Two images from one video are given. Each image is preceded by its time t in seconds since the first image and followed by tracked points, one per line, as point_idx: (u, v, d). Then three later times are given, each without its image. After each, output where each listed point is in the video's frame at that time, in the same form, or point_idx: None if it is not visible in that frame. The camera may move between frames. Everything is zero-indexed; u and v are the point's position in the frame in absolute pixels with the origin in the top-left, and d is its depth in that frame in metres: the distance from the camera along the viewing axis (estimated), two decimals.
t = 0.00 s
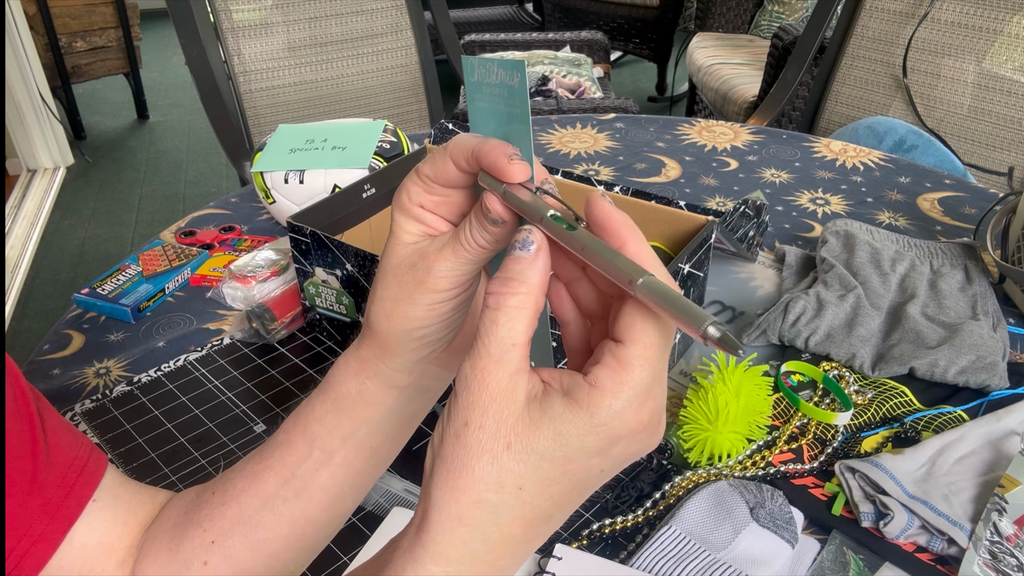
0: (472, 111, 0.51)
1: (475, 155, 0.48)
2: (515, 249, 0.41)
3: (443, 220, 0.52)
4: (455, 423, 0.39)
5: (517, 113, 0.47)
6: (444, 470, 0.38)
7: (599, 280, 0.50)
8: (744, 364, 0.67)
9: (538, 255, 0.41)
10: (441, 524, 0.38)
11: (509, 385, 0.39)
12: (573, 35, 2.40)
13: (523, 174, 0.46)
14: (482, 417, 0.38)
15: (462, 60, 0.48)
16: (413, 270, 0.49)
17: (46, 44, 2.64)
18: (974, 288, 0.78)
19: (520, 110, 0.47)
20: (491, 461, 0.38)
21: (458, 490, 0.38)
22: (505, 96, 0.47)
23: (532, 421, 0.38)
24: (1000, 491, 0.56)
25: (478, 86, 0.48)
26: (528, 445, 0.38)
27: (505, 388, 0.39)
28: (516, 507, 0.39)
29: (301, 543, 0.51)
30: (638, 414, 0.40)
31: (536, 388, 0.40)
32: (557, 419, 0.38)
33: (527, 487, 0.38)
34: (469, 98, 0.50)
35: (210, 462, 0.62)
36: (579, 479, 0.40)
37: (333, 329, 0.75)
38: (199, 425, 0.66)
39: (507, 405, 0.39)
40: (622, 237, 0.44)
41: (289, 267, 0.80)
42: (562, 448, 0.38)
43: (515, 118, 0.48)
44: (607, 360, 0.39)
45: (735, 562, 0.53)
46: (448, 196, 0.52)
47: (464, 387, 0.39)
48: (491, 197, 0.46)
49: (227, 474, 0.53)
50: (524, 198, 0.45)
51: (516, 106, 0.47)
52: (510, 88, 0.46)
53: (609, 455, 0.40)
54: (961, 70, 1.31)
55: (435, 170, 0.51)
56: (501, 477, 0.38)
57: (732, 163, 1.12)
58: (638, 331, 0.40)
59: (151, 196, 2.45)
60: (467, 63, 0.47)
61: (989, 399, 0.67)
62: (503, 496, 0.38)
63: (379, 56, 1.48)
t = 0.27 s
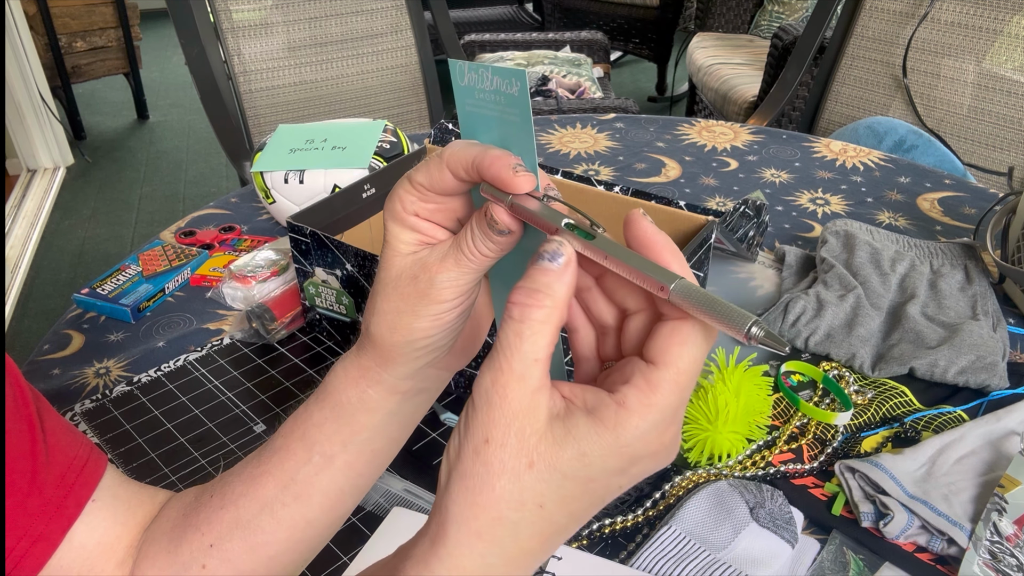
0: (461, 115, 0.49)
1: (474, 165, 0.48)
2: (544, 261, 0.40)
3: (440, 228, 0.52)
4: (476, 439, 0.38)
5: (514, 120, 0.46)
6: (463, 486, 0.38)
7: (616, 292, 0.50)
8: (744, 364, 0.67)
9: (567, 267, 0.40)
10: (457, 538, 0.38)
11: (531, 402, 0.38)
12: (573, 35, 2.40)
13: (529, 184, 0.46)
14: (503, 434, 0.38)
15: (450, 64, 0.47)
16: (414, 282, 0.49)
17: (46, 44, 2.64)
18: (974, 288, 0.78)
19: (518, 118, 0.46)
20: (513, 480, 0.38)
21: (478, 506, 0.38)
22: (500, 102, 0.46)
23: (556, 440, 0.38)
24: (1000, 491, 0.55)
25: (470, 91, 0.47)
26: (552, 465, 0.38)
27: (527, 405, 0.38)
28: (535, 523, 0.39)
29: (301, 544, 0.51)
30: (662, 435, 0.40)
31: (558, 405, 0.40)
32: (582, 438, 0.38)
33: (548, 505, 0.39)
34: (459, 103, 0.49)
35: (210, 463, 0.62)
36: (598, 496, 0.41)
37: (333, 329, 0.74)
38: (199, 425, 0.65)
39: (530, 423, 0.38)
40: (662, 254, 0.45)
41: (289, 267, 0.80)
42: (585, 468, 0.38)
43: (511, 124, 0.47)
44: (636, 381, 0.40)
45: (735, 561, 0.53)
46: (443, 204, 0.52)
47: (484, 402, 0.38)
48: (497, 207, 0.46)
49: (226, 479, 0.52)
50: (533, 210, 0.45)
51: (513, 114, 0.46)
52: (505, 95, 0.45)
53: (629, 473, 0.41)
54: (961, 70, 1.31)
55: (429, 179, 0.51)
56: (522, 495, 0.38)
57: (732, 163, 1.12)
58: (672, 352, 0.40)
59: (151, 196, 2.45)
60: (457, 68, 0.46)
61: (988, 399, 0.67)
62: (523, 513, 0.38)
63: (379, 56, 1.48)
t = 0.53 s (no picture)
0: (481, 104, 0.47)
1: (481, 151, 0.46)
2: (590, 299, 0.37)
3: (447, 217, 0.53)
4: (496, 481, 0.38)
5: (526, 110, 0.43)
6: (481, 528, 0.38)
7: (651, 324, 0.49)
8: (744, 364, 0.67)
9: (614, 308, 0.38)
10: None
11: (555, 448, 0.38)
12: (572, 35, 2.40)
13: (526, 170, 0.44)
14: (524, 480, 0.38)
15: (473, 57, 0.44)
16: (414, 267, 0.50)
17: (46, 44, 2.64)
18: (974, 288, 0.78)
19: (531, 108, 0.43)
20: (531, 527, 0.38)
21: (491, 549, 0.38)
22: (512, 94, 0.43)
23: (577, 488, 0.38)
24: (1000, 491, 0.55)
25: (489, 84, 0.44)
26: (571, 516, 0.38)
27: (552, 451, 0.38)
28: (549, 566, 0.40)
29: (301, 542, 0.51)
30: (685, 485, 0.39)
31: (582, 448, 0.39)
32: (604, 487, 0.38)
33: (562, 552, 0.39)
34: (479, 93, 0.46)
35: (210, 462, 0.62)
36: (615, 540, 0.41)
37: (333, 329, 0.74)
38: (199, 425, 0.66)
39: (552, 470, 0.38)
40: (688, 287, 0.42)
41: (289, 267, 0.80)
42: (605, 517, 0.38)
43: (523, 115, 0.44)
44: (661, 428, 0.38)
45: (735, 561, 0.53)
46: (454, 193, 0.52)
47: (508, 446, 0.38)
48: (495, 193, 0.45)
49: (227, 472, 0.53)
50: (525, 195, 0.43)
51: (525, 105, 0.43)
52: (518, 85, 0.42)
53: (649, 519, 0.40)
54: (961, 70, 1.31)
55: (442, 166, 0.51)
56: (539, 541, 0.38)
57: (732, 163, 1.12)
58: (697, 397, 0.38)
59: (151, 196, 2.46)
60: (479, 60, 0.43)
61: (988, 399, 0.67)
62: (537, 558, 0.39)
63: (379, 56, 1.48)
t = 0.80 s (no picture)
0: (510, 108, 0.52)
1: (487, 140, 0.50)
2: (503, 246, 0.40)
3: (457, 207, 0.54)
4: (456, 414, 0.38)
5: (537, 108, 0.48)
6: (444, 461, 0.37)
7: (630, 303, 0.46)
8: (744, 364, 0.67)
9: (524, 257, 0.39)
10: (442, 512, 0.37)
11: (507, 373, 0.37)
12: (573, 35, 2.40)
13: (523, 162, 0.47)
14: (481, 406, 0.37)
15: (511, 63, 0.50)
16: (416, 251, 0.50)
17: (46, 44, 2.64)
18: (974, 288, 0.78)
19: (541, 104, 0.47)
20: (490, 450, 0.36)
21: (457, 481, 0.37)
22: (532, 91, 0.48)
23: (528, 409, 0.37)
24: (1000, 491, 0.55)
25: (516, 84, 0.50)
26: (526, 434, 0.36)
27: (503, 376, 0.37)
28: (518, 496, 0.37)
29: (302, 541, 0.51)
30: (632, 398, 0.37)
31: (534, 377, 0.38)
32: (551, 408, 0.37)
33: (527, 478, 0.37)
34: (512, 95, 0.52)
35: (210, 462, 0.62)
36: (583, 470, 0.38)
37: (333, 329, 0.74)
38: (199, 425, 0.66)
39: (505, 394, 0.37)
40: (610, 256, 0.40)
41: (289, 267, 0.80)
42: (559, 436, 0.36)
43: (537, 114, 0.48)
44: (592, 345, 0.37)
45: (735, 562, 0.53)
46: (466, 184, 0.54)
47: (464, 380, 0.38)
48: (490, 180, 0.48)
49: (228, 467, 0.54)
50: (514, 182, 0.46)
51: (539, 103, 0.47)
52: (537, 84, 0.47)
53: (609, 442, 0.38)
54: (961, 70, 1.31)
55: (459, 156, 0.53)
56: (502, 468, 0.36)
57: (732, 163, 1.12)
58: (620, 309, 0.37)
59: (151, 196, 2.46)
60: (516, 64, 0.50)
61: (989, 399, 0.67)
62: (503, 485, 0.37)
63: (379, 56, 1.48)
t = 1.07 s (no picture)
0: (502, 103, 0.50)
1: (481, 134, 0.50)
2: (538, 299, 0.37)
3: (451, 200, 0.55)
4: (492, 483, 0.37)
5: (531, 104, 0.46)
6: (481, 531, 0.37)
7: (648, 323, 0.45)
8: (744, 364, 0.67)
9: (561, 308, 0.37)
10: None
11: (547, 443, 0.36)
12: (573, 35, 2.40)
13: (516, 156, 0.46)
14: (519, 478, 0.36)
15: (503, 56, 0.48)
16: (409, 244, 0.52)
17: (46, 44, 2.64)
18: (974, 288, 0.78)
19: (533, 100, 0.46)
20: (532, 527, 0.36)
21: (497, 552, 0.37)
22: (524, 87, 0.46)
23: (571, 483, 0.37)
24: (999, 491, 0.55)
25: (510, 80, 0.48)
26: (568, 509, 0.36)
27: (543, 445, 0.36)
28: (557, 565, 0.38)
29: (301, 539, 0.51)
30: (674, 471, 0.37)
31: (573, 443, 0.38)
32: (595, 481, 0.36)
33: (568, 550, 0.37)
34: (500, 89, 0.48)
35: (210, 462, 0.62)
36: (619, 535, 0.39)
37: (333, 329, 0.74)
38: (199, 425, 0.65)
39: (546, 466, 0.36)
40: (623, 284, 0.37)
41: (289, 267, 0.80)
42: (602, 511, 0.37)
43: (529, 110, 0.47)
44: (634, 417, 0.36)
45: (735, 562, 0.53)
46: (460, 177, 0.55)
47: (501, 447, 0.36)
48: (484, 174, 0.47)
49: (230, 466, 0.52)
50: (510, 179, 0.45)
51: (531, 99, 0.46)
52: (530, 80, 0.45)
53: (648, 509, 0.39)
54: (961, 70, 1.31)
55: (451, 149, 0.54)
56: (543, 541, 0.36)
57: (732, 163, 1.12)
58: (663, 385, 0.36)
59: (151, 196, 2.46)
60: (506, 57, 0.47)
61: (989, 399, 0.67)
62: (543, 557, 0.37)
63: (379, 56, 1.48)
